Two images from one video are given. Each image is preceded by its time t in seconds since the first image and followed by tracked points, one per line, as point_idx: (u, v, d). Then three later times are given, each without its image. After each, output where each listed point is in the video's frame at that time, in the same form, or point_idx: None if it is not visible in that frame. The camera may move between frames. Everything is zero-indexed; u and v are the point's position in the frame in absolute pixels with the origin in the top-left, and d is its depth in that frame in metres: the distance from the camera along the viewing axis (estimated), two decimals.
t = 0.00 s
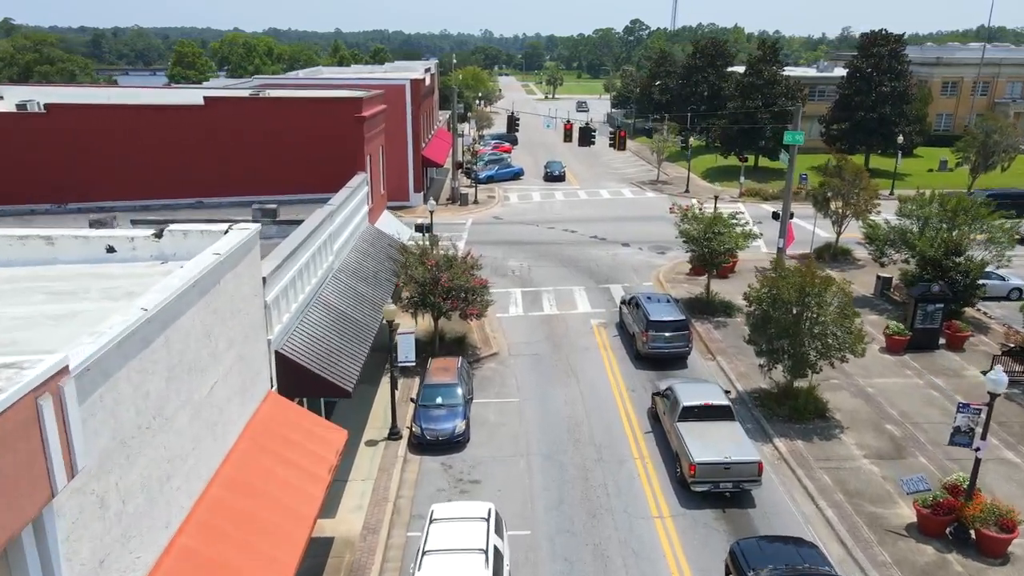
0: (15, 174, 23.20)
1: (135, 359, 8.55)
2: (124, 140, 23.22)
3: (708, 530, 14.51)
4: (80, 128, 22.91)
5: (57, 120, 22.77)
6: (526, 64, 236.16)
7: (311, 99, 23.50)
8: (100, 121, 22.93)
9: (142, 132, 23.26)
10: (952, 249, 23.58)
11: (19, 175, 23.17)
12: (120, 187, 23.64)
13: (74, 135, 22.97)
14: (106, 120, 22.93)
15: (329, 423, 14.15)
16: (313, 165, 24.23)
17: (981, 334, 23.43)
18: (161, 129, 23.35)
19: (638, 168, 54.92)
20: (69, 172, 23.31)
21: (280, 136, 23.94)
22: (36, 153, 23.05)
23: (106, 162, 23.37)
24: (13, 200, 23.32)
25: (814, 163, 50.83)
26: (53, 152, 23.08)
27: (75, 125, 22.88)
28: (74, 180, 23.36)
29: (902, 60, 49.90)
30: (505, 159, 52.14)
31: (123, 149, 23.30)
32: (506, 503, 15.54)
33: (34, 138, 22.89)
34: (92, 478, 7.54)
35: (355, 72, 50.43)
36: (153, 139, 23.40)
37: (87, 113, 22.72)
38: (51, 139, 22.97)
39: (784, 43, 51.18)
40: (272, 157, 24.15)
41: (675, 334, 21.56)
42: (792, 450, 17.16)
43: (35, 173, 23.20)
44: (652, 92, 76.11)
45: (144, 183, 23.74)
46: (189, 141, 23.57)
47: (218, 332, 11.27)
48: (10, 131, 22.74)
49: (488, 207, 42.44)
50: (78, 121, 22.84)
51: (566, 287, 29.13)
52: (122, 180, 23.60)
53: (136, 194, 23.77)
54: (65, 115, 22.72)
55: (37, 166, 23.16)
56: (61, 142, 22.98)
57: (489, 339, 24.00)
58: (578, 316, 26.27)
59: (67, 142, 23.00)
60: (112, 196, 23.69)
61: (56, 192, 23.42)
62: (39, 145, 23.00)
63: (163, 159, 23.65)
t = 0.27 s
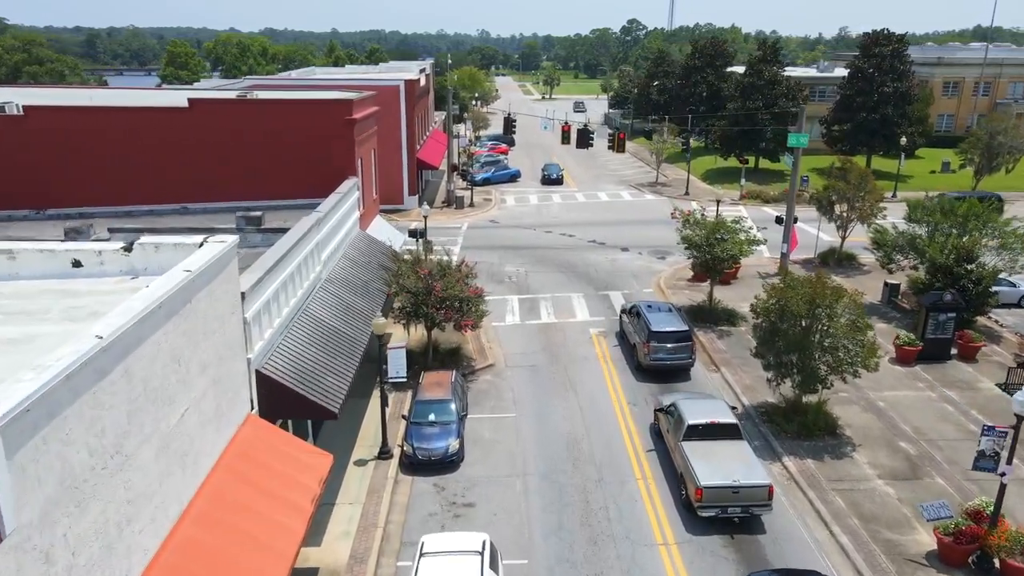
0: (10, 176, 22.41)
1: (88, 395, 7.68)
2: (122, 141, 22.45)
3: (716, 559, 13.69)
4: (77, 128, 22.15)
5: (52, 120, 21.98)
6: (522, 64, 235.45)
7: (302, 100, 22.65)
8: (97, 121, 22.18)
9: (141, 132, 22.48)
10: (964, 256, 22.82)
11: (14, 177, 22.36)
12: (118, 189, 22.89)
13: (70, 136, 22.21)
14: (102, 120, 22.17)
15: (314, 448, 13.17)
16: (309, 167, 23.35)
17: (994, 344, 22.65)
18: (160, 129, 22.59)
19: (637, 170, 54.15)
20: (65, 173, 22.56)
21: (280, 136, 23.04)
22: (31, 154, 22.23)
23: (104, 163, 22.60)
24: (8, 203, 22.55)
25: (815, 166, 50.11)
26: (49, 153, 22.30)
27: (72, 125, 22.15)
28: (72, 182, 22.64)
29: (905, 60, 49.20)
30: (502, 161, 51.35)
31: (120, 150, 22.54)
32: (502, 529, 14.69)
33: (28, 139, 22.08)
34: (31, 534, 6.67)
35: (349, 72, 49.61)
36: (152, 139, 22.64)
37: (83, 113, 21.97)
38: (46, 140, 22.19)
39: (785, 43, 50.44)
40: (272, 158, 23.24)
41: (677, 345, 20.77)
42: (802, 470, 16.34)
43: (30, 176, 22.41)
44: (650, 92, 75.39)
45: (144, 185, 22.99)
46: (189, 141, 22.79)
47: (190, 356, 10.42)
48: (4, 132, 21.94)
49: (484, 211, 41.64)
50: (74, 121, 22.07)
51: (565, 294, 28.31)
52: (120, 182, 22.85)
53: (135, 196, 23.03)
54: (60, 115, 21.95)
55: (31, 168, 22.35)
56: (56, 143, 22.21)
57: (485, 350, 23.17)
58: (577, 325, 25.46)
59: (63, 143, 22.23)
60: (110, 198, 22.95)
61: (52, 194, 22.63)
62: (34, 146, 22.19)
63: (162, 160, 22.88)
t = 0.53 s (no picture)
0: (12, 179, 21.72)
1: (24, 439, 6.79)
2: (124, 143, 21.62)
3: None
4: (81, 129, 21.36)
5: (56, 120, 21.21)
6: (518, 64, 234.74)
7: (291, 102, 21.77)
8: (100, 122, 21.37)
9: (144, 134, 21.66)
10: (976, 263, 22.05)
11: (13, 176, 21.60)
12: (117, 192, 22.02)
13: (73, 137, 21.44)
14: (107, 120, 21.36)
15: (293, 477, 12.27)
16: (300, 171, 22.44)
17: (1006, 355, 21.88)
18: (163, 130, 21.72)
19: (634, 171, 53.37)
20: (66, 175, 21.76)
21: (280, 136, 22.10)
22: (29, 155, 21.45)
23: (104, 165, 21.76)
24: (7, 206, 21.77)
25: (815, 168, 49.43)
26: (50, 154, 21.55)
27: (75, 126, 21.34)
28: (71, 185, 21.82)
29: (905, 60, 48.51)
30: (497, 162, 50.55)
31: (122, 151, 21.70)
32: (497, 558, 13.84)
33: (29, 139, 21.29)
34: None
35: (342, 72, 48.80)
36: (152, 139, 21.75)
37: (83, 113, 21.16)
38: (47, 142, 21.43)
39: (784, 43, 49.71)
40: (272, 158, 22.32)
41: (679, 358, 19.91)
42: (812, 493, 15.52)
43: (29, 176, 21.64)
44: (647, 93, 74.66)
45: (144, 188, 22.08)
46: (188, 141, 21.86)
47: (155, 385, 9.54)
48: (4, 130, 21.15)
49: (480, 214, 40.80)
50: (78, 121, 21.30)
51: (562, 301, 27.46)
52: (121, 185, 21.98)
53: (134, 201, 22.15)
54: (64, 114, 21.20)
55: (30, 168, 21.56)
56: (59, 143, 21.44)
57: (479, 361, 22.32)
58: (574, 334, 24.62)
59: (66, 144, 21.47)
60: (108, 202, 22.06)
61: (51, 195, 21.82)
62: (32, 146, 21.41)
63: (164, 162, 21.99)
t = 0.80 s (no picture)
0: (20, 187, 21.27)
1: None
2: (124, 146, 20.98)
3: None
4: (82, 133, 20.83)
5: (56, 124, 20.70)
6: (513, 64, 233.88)
7: (279, 104, 20.92)
8: (101, 125, 20.76)
9: (143, 137, 20.95)
10: (988, 271, 21.27)
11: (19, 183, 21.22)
12: (121, 197, 21.45)
13: (74, 141, 20.90)
14: (105, 123, 20.72)
15: (270, 509, 11.37)
16: (290, 176, 21.60)
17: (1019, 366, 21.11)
18: (162, 133, 20.98)
19: (631, 173, 52.57)
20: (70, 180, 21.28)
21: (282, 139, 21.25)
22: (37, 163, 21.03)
23: (107, 170, 21.19)
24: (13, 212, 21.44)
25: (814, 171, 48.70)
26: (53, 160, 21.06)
27: (77, 129, 20.80)
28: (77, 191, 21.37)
29: (906, 60, 47.81)
30: (492, 164, 49.74)
31: (123, 156, 21.08)
32: None
33: (32, 144, 20.86)
34: None
35: (334, 72, 47.93)
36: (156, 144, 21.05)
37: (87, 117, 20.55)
38: (50, 145, 20.93)
39: (783, 43, 48.97)
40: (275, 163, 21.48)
41: (680, 371, 19.07)
42: (824, 517, 14.68)
43: (34, 182, 21.21)
44: (644, 93, 73.90)
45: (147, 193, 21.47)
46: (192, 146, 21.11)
47: (111, 419, 8.65)
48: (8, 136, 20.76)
49: (474, 217, 39.94)
50: (78, 125, 20.74)
51: (558, 309, 26.61)
52: (124, 190, 21.41)
53: (138, 207, 21.56)
54: (64, 118, 20.66)
55: (35, 174, 21.16)
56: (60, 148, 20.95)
57: (473, 374, 21.46)
58: (571, 344, 23.79)
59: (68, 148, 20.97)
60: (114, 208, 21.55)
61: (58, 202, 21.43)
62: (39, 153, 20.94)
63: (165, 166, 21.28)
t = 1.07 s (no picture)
0: (11, 192, 20.34)
1: None
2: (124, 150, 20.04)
3: None
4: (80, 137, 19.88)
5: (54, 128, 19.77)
6: (507, 65, 233.28)
7: (269, 107, 20.07)
8: (99, 128, 19.81)
9: (143, 140, 20.01)
10: (999, 280, 20.52)
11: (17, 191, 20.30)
12: (121, 204, 20.47)
13: (72, 146, 19.97)
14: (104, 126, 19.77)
15: (243, 548, 10.46)
16: (279, 180, 20.70)
17: None
18: (163, 135, 20.06)
19: (627, 175, 51.82)
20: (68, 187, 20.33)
21: (279, 144, 20.44)
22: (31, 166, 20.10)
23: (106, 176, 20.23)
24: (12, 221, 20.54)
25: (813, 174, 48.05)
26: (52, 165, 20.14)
27: (68, 132, 19.86)
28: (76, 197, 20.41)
29: (906, 61, 47.15)
30: (486, 167, 48.94)
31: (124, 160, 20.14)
32: None
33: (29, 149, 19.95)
34: None
35: (325, 73, 47.02)
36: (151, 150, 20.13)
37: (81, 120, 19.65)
38: (43, 149, 20.02)
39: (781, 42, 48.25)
40: (273, 168, 20.64)
41: (681, 387, 18.28)
42: (835, 544, 13.87)
43: (32, 189, 20.29)
44: (639, 94, 73.21)
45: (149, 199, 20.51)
46: (188, 151, 20.21)
47: (56, 460, 7.75)
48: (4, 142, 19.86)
49: (467, 221, 39.13)
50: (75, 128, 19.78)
51: (554, 318, 25.76)
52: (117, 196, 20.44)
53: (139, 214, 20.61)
54: (61, 122, 19.72)
55: (34, 181, 20.23)
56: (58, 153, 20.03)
57: (465, 388, 20.61)
58: (567, 354, 22.96)
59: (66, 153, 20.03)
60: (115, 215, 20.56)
61: (58, 209, 20.49)
62: (32, 157, 20.01)
63: (166, 170, 20.34)
